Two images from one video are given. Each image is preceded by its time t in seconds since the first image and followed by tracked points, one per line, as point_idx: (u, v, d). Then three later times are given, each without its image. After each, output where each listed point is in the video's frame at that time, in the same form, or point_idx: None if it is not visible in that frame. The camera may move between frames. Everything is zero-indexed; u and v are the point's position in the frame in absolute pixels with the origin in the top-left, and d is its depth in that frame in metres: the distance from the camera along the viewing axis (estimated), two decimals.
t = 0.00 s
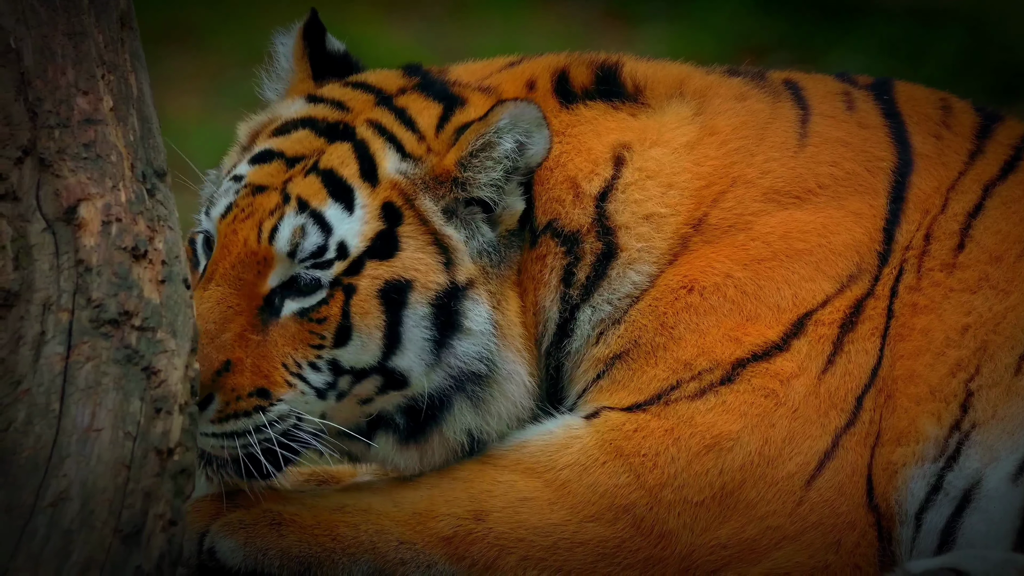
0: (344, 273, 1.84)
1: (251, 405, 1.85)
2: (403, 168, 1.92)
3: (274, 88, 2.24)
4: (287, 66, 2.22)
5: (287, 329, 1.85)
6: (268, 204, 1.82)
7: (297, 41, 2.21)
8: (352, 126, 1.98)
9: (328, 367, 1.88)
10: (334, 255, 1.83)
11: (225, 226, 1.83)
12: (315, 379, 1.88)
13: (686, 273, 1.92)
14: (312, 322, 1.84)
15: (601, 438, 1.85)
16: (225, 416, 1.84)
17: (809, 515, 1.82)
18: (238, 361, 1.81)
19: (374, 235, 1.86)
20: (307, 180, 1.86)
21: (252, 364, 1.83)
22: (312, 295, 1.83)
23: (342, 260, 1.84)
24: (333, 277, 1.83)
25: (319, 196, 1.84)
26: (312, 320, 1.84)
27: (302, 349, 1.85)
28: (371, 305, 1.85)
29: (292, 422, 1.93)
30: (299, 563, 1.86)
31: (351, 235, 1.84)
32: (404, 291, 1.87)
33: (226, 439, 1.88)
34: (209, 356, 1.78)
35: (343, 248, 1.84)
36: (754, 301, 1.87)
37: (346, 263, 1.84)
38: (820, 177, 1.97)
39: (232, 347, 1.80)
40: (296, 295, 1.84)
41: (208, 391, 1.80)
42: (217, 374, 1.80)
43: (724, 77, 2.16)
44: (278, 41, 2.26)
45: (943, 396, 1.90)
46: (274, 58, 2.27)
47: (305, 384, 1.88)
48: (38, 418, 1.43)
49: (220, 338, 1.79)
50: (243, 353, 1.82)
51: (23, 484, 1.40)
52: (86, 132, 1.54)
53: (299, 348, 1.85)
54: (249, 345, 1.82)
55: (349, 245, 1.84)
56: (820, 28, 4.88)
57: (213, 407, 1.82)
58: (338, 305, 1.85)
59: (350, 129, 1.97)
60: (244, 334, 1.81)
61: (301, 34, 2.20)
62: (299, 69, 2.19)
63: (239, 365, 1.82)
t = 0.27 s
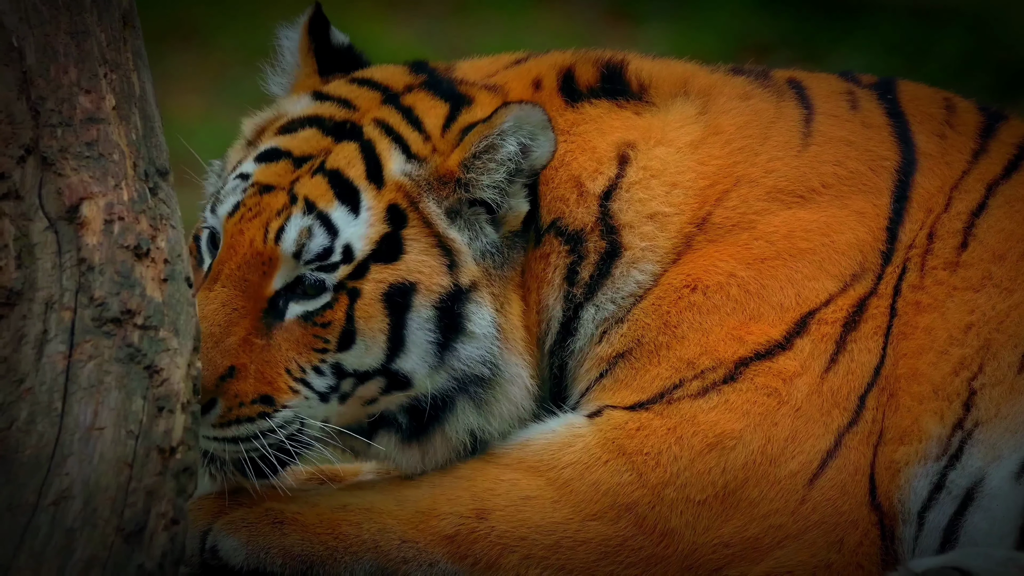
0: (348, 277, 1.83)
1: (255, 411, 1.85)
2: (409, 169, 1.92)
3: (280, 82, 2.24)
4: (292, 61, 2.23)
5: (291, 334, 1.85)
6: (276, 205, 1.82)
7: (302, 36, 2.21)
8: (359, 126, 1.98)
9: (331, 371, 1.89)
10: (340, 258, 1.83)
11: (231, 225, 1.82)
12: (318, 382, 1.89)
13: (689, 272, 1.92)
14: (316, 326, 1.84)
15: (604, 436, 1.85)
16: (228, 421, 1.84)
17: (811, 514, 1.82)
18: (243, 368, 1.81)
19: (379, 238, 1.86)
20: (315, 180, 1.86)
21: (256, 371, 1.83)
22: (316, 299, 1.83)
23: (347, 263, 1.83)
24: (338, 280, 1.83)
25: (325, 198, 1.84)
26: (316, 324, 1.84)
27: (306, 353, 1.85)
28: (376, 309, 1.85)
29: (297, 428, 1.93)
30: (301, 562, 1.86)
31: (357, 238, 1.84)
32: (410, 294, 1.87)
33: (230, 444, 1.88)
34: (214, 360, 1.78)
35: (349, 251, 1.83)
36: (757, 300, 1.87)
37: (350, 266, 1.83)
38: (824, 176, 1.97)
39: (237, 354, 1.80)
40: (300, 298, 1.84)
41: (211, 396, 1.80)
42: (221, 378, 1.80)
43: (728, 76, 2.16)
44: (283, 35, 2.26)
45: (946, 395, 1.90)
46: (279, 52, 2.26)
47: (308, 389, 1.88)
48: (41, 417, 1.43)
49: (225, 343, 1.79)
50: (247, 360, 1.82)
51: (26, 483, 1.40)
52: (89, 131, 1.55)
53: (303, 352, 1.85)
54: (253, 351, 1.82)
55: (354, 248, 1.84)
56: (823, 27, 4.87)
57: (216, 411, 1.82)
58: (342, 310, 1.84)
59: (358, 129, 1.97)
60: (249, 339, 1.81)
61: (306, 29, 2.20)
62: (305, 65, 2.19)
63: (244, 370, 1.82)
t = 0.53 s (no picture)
0: (350, 280, 1.83)
1: (255, 414, 1.86)
2: (413, 171, 1.92)
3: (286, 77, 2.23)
4: (299, 57, 2.21)
5: (292, 335, 1.85)
6: (280, 204, 1.82)
7: (307, 31, 2.19)
8: (365, 125, 1.98)
9: (332, 373, 1.89)
10: (343, 260, 1.82)
11: (235, 223, 1.82)
12: (319, 384, 1.89)
13: (692, 272, 1.91)
14: (317, 328, 1.84)
15: (606, 435, 1.85)
16: (227, 422, 1.84)
17: (813, 514, 1.81)
18: (244, 370, 1.82)
19: (382, 240, 1.85)
20: (321, 180, 1.85)
21: (257, 373, 1.83)
22: (317, 301, 1.84)
23: (350, 265, 1.83)
24: (340, 283, 1.83)
25: (330, 199, 1.83)
26: (318, 326, 1.84)
27: (307, 355, 1.85)
28: (377, 312, 1.85)
29: (296, 430, 1.94)
30: (303, 561, 1.86)
31: (360, 240, 1.84)
32: (411, 297, 1.87)
33: (231, 445, 1.88)
34: (215, 360, 1.78)
35: (352, 253, 1.83)
36: (760, 299, 1.87)
37: (353, 269, 1.83)
38: (827, 176, 1.97)
39: (238, 355, 1.80)
40: (302, 299, 1.84)
41: (212, 397, 1.80)
42: (222, 380, 1.80)
43: (732, 75, 2.16)
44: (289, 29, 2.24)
45: (948, 394, 1.90)
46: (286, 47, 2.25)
47: (309, 390, 1.89)
48: (42, 416, 1.43)
49: (227, 344, 1.79)
50: (248, 362, 1.82)
51: (28, 482, 1.40)
52: (91, 130, 1.55)
53: (304, 353, 1.85)
54: (254, 353, 1.82)
55: (357, 250, 1.83)
56: (826, 26, 4.87)
57: (216, 412, 1.82)
58: (344, 313, 1.84)
59: (364, 128, 1.97)
60: (249, 339, 1.81)
61: (312, 25, 2.18)
62: (310, 62, 2.19)
63: (245, 372, 1.82)
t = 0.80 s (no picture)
0: (352, 284, 1.83)
1: (255, 415, 1.87)
2: (417, 176, 1.90)
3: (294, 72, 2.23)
4: (307, 53, 2.21)
5: (293, 336, 1.85)
6: (285, 204, 1.81)
7: (315, 27, 2.18)
8: (372, 126, 1.96)
9: (331, 375, 1.89)
10: (345, 264, 1.82)
11: (239, 222, 1.82)
12: (318, 386, 1.89)
13: (694, 271, 1.91)
14: (318, 330, 1.84)
15: (608, 435, 1.85)
16: (225, 422, 1.85)
17: (815, 514, 1.81)
18: (243, 370, 1.83)
19: (385, 244, 1.84)
20: (326, 181, 1.84)
21: (256, 374, 1.84)
22: (317, 305, 1.83)
23: (352, 269, 1.83)
24: (341, 287, 1.82)
25: (336, 201, 1.82)
26: (318, 329, 1.84)
27: (306, 357, 1.85)
28: (378, 317, 1.85)
29: (293, 431, 1.94)
30: (305, 560, 1.86)
31: (363, 244, 1.83)
32: (411, 302, 1.86)
33: (228, 443, 1.89)
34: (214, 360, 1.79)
35: (355, 257, 1.82)
36: (762, 299, 1.87)
37: (355, 273, 1.83)
38: (830, 175, 1.97)
39: (238, 355, 1.81)
40: (303, 302, 1.83)
41: (210, 396, 1.81)
42: (221, 380, 1.80)
43: (735, 74, 2.15)
44: (297, 24, 2.23)
45: (951, 393, 1.90)
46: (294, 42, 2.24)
47: (308, 392, 1.89)
48: (44, 415, 1.43)
49: (226, 344, 1.79)
50: (246, 362, 1.82)
51: (30, 481, 1.40)
52: (93, 129, 1.55)
53: (303, 355, 1.85)
54: (253, 353, 1.83)
55: (360, 254, 1.83)
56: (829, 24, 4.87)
57: (214, 410, 1.83)
58: (345, 317, 1.84)
59: (371, 129, 1.96)
60: (249, 339, 1.81)
61: (320, 21, 2.17)
62: (318, 58, 2.18)
63: (244, 373, 1.83)
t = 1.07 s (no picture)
0: (353, 290, 1.84)
1: (252, 415, 1.88)
2: (423, 182, 1.90)
3: (303, 67, 2.21)
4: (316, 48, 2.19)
5: (291, 338, 1.85)
6: (289, 206, 1.82)
7: (325, 23, 2.16)
8: (380, 131, 1.96)
9: (329, 377, 1.90)
10: (347, 269, 1.83)
11: (243, 220, 1.82)
12: (315, 388, 1.90)
13: (698, 271, 1.91)
14: (317, 334, 1.85)
15: (611, 434, 1.85)
16: (222, 420, 1.86)
17: (818, 513, 1.81)
18: (240, 370, 1.82)
19: (388, 250, 1.85)
20: (331, 185, 1.85)
21: (254, 374, 1.84)
22: (318, 308, 1.84)
23: (354, 275, 1.83)
24: (342, 292, 1.83)
25: (341, 206, 1.83)
26: (318, 333, 1.85)
27: (304, 360, 1.87)
28: (378, 323, 1.86)
29: (290, 430, 1.95)
30: (308, 559, 1.86)
31: (366, 250, 1.83)
32: (410, 309, 1.87)
33: (226, 441, 1.90)
34: (213, 360, 1.79)
35: (357, 263, 1.83)
36: (765, 298, 1.87)
37: (356, 279, 1.83)
38: (833, 175, 1.97)
39: (235, 355, 1.80)
40: (303, 304, 1.84)
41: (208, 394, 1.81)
42: (218, 380, 1.81)
43: (739, 74, 2.15)
44: (307, 18, 2.21)
45: (953, 392, 1.89)
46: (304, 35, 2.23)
47: (305, 394, 1.90)
48: (47, 414, 1.44)
49: (225, 344, 1.79)
50: (243, 363, 1.82)
51: (33, 479, 1.41)
52: (96, 128, 1.55)
53: (302, 357, 1.86)
54: (251, 353, 1.82)
55: (362, 260, 1.83)
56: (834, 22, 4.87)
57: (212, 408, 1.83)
58: (344, 322, 1.85)
59: (378, 134, 1.95)
60: (248, 339, 1.81)
61: (330, 18, 2.15)
62: (327, 56, 2.17)
63: (242, 373, 1.83)
